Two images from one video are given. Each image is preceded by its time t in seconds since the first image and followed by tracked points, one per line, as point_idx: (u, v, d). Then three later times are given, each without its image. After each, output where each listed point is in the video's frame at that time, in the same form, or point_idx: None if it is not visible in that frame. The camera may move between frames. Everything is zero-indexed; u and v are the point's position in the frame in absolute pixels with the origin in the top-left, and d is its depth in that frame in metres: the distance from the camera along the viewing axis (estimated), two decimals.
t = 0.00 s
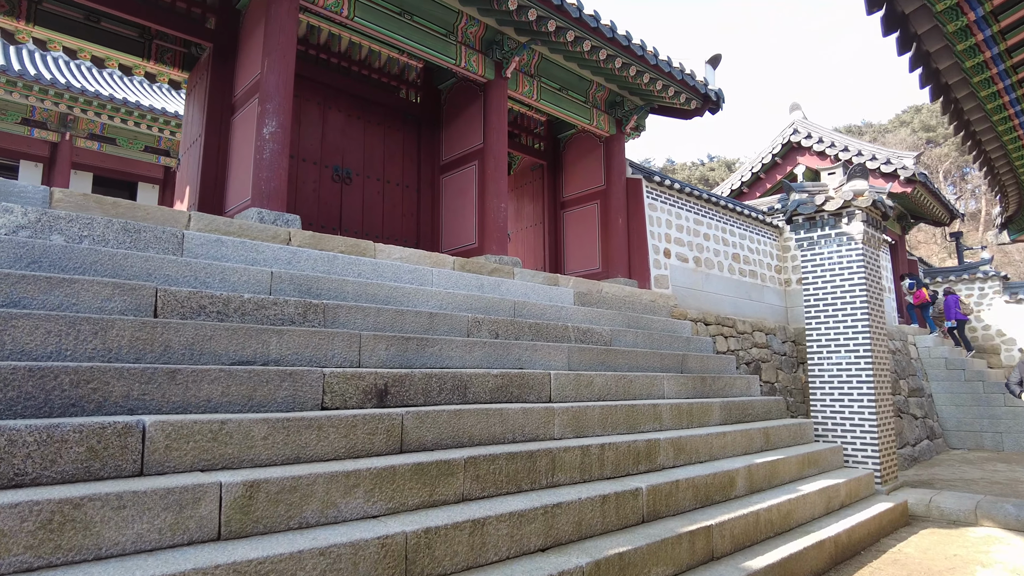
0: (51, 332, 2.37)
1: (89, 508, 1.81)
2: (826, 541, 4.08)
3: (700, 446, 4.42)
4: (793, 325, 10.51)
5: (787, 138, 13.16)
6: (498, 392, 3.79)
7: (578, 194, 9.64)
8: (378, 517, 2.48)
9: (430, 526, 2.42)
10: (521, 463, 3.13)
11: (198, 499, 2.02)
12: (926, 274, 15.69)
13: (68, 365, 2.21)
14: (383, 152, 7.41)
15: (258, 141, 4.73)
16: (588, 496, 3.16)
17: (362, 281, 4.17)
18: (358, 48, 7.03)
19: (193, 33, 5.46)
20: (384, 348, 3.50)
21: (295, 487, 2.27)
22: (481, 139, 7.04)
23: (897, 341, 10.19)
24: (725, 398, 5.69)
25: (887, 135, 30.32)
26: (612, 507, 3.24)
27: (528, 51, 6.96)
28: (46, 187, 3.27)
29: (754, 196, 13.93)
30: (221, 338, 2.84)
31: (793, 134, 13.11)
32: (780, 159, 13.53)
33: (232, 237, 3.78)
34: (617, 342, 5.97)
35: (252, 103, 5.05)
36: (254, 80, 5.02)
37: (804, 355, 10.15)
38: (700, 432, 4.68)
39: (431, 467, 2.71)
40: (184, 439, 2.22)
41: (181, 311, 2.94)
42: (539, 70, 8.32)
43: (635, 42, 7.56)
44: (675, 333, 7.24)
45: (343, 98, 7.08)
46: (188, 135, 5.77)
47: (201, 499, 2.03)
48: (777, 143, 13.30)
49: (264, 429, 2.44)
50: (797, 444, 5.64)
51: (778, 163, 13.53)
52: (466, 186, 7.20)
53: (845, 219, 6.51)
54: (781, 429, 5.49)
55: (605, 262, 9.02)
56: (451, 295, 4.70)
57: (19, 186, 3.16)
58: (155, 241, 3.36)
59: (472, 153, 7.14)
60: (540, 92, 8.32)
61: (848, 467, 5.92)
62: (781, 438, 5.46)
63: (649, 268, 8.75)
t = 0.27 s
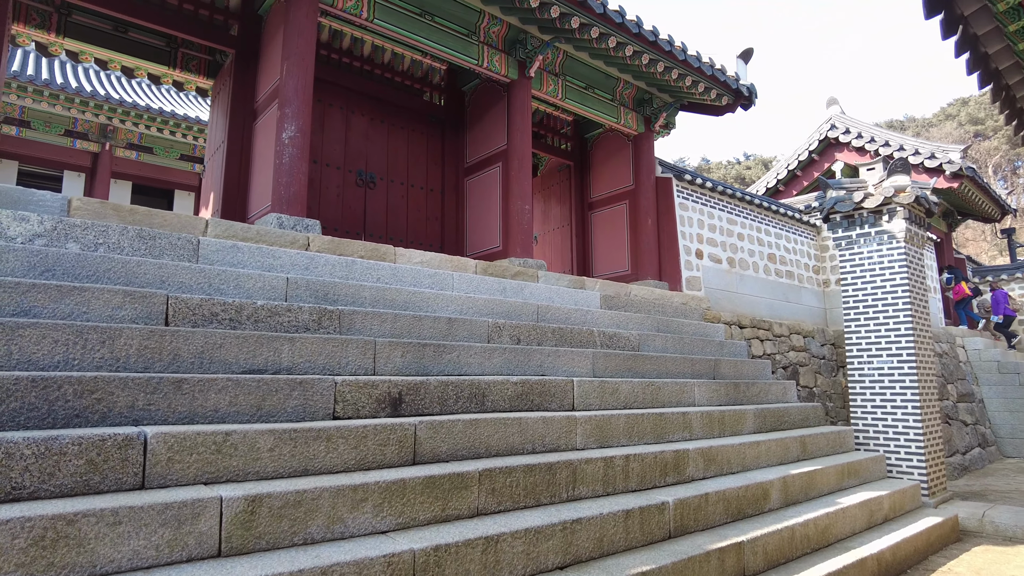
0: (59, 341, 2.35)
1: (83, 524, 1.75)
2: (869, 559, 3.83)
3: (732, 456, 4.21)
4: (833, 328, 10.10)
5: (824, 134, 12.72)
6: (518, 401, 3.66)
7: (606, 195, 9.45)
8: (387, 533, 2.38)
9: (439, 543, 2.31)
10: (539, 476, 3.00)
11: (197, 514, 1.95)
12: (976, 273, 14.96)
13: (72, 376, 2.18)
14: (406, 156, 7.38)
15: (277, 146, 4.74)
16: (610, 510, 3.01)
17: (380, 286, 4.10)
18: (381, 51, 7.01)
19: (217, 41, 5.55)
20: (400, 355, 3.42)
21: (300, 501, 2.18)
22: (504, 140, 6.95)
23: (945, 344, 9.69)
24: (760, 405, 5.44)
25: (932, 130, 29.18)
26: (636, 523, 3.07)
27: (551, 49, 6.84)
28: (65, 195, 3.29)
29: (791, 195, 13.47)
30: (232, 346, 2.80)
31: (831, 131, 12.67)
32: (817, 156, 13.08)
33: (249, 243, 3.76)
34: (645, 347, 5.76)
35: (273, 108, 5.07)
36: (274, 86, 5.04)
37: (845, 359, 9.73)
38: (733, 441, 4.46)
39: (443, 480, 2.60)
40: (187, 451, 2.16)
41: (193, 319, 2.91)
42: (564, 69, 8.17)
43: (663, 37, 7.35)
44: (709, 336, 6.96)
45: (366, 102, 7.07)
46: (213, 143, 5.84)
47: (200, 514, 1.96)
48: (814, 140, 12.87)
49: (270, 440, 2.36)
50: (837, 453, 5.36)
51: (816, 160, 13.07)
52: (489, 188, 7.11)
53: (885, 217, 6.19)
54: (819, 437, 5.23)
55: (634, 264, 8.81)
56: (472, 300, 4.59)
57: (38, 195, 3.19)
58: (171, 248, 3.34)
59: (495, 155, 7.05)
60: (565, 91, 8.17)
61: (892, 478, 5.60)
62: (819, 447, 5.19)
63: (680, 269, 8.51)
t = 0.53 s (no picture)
0: (69, 344, 2.36)
1: (80, 529, 1.73)
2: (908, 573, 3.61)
3: (760, 463, 4.04)
4: (869, 330, 9.74)
5: (859, 131, 12.32)
6: (535, 405, 3.57)
7: (632, 195, 9.28)
8: (394, 540, 2.32)
9: (446, 551, 2.24)
10: (554, 483, 2.90)
11: (198, 519, 1.92)
12: None
13: (79, 379, 2.18)
14: (428, 158, 7.37)
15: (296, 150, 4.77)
16: (628, 519, 2.90)
17: (396, 288, 4.06)
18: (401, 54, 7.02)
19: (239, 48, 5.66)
20: (414, 358, 3.36)
21: (303, 507, 2.13)
22: (525, 141, 6.88)
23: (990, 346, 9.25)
24: (790, 409, 5.23)
25: (975, 125, 28.09)
26: (656, 532, 2.95)
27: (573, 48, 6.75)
28: (84, 201, 3.34)
29: (825, 193, 13.01)
30: (242, 349, 2.78)
31: (865, 127, 12.27)
32: (851, 154, 12.67)
33: (265, 246, 3.76)
34: (669, 350, 5.53)
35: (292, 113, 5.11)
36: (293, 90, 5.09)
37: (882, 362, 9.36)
38: (762, 448, 4.28)
39: (453, 486, 2.53)
40: (190, 455, 2.14)
41: (205, 322, 2.90)
42: (586, 68, 8.07)
43: (687, 33, 7.19)
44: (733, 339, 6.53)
45: (387, 105, 7.08)
46: (236, 149, 5.92)
47: (201, 520, 1.93)
48: (847, 137, 12.47)
49: (276, 445, 2.33)
50: (873, 461, 5.12)
51: (850, 158, 12.65)
52: (511, 190, 7.05)
53: (922, 213, 5.91)
54: (854, 444, 5.00)
55: (661, 266, 8.63)
56: (490, 302, 4.52)
57: (58, 201, 3.24)
58: (186, 251, 3.36)
59: (517, 156, 6.98)
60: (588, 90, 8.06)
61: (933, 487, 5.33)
62: (853, 454, 4.97)
63: (708, 270, 8.31)
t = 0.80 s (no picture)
0: (71, 348, 2.37)
1: (68, 533, 1.72)
2: None
3: (783, 471, 3.88)
4: (903, 334, 9.40)
5: (890, 127, 11.94)
6: (546, 410, 3.48)
7: (653, 197, 9.13)
8: (393, 548, 2.26)
9: (445, 561, 2.17)
10: (562, 491, 2.81)
11: (189, 525, 1.89)
12: None
13: (77, 382, 2.18)
14: (446, 162, 7.36)
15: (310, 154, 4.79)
16: (638, 527, 2.79)
17: (407, 291, 4.02)
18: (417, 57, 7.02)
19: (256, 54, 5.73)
20: (422, 361, 3.31)
21: (298, 514, 2.09)
22: (542, 142, 6.81)
23: None
24: (816, 414, 5.04)
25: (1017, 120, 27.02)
26: (669, 543, 2.83)
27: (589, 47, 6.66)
28: (97, 206, 3.38)
29: (856, 192, 12.64)
30: (246, 352, 2.76)
31: (897, 123, 11.89)
32: (883, 151, 12.28)
33: (275, 250, 3.76)
34: (689, 354, 5.36)
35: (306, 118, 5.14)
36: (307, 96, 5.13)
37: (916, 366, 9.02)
38: (785, 454, 4.12)
39: (455, 493, 2.46)
40: (186, 459, 2.11)
41: (210, 326, 2.90)
42: (604, 68, 7.97)
43: (707, 30, 7.04)
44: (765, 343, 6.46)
45: (403, 110, 7.08)
46: (255, 155, 6.00)
47: (192, 525, 1.90)
48: (879, 133, 12.10)
49: (274, 449, 2.29)
50: (905, 469, 4.90)
51: (881, 156, 12.28)
52: (528, 192, 6.98)
53: (956, 210, 5.65)
54: (884, 451, 4.79)
55: (683, 268, 8.46)
56: (503, 305, 4.45)
57: (71, 207, 3.29)
58: (196, 256, 3.38)
59: (533, 158, 6.92)
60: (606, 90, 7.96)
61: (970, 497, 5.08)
62: (884, 461, 4.76)
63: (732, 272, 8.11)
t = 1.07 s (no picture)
0: (75, 355, 2.40)
1: (57, 541, 1.72)
2: None
3: (807, 478, 3.72)
4: (943, 333, 9.01)
5: (929, 118, 11.47)
6: (557, 415, 3.40)
7: (678, 195, 8.95)
8: (390, 557, 2.21)
9: (441, 571, 2.11)
10: (569, 499, 2.73)
11: (180, 532, 1.88)
12: None
13: (78, 389, 2.20)
14: (465, 165, 7.34)
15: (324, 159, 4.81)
16: (648, 537, 2.69)
17: (418, 295, 3.99)
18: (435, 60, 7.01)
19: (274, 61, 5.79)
20: (430, 365, 3.27)
21: (292, 521, 2.06)
22: (560, 142, 6.74)
23: None
24: (846, 418, 4.83)
25: None
26: (681, 554, 2.73)
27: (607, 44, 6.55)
28: (112, 215, 3.45)
29: (893, 187, 12.20)
30: (250, 358, 2.77)
31: (936, 114, 11.40)
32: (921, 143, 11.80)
33: (287, 255, 3.78)
34: (712, 357, 5.14)
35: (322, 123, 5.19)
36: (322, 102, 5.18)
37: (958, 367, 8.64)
38: (812, 460, 3.94)
39: (456, 501, 2.41)
40: (182, 466, 2.11)
41: (216, 331, 2.91)
42: (625, 65, 7.84)
43: (729, 23, 6.85)
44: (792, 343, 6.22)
45: (422, 113, 7.09)
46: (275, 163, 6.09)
47: (183, 533, 1.89)
48: (917, 125, 11.63)
49: (271, 456, 2.28)
50: (942, 476, 4.66)
51: (919, 149, 11.81)
52: (548, 193, 6.91)
53: (996, 202, 5.31)
54: (919, 457, 4.56)
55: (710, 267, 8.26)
56: (517, 307, 4.38)
57: (87, 215, 3.35)
58: (207, 262, 3.41)
59: (552, 158, 6.85)
60: (627, 88, 7.84)
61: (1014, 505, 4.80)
62: (918, 468, 4.53)
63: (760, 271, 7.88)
